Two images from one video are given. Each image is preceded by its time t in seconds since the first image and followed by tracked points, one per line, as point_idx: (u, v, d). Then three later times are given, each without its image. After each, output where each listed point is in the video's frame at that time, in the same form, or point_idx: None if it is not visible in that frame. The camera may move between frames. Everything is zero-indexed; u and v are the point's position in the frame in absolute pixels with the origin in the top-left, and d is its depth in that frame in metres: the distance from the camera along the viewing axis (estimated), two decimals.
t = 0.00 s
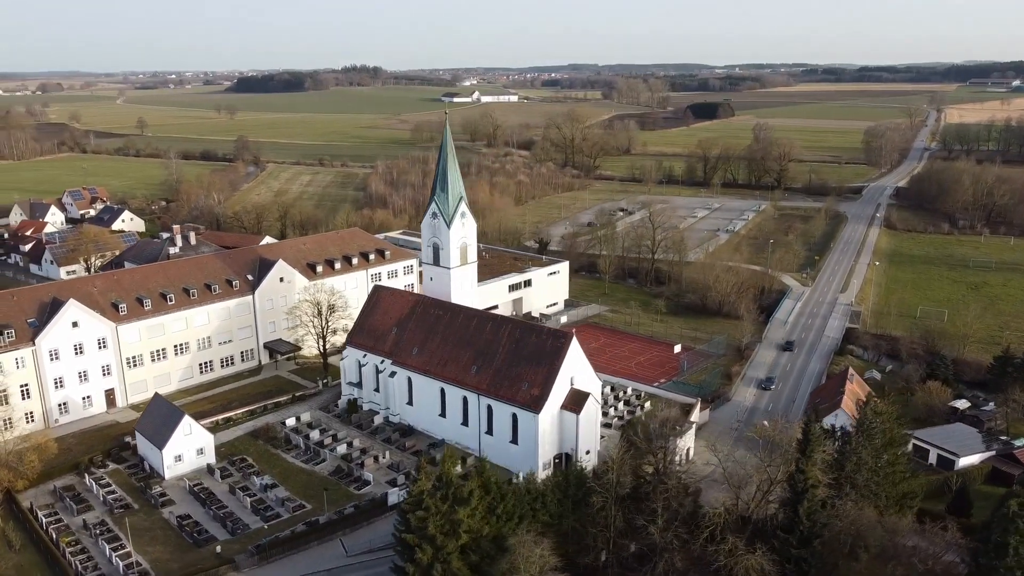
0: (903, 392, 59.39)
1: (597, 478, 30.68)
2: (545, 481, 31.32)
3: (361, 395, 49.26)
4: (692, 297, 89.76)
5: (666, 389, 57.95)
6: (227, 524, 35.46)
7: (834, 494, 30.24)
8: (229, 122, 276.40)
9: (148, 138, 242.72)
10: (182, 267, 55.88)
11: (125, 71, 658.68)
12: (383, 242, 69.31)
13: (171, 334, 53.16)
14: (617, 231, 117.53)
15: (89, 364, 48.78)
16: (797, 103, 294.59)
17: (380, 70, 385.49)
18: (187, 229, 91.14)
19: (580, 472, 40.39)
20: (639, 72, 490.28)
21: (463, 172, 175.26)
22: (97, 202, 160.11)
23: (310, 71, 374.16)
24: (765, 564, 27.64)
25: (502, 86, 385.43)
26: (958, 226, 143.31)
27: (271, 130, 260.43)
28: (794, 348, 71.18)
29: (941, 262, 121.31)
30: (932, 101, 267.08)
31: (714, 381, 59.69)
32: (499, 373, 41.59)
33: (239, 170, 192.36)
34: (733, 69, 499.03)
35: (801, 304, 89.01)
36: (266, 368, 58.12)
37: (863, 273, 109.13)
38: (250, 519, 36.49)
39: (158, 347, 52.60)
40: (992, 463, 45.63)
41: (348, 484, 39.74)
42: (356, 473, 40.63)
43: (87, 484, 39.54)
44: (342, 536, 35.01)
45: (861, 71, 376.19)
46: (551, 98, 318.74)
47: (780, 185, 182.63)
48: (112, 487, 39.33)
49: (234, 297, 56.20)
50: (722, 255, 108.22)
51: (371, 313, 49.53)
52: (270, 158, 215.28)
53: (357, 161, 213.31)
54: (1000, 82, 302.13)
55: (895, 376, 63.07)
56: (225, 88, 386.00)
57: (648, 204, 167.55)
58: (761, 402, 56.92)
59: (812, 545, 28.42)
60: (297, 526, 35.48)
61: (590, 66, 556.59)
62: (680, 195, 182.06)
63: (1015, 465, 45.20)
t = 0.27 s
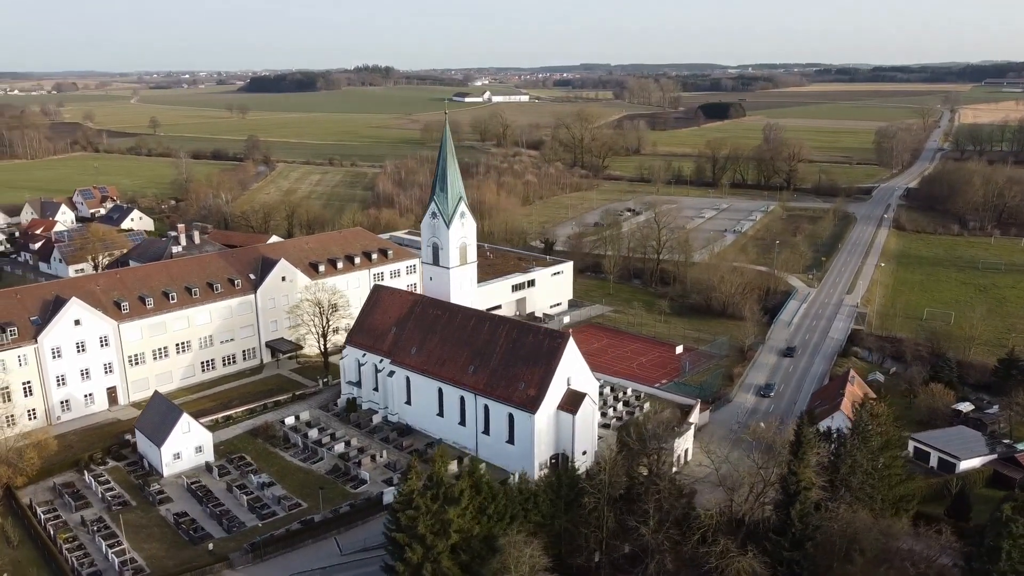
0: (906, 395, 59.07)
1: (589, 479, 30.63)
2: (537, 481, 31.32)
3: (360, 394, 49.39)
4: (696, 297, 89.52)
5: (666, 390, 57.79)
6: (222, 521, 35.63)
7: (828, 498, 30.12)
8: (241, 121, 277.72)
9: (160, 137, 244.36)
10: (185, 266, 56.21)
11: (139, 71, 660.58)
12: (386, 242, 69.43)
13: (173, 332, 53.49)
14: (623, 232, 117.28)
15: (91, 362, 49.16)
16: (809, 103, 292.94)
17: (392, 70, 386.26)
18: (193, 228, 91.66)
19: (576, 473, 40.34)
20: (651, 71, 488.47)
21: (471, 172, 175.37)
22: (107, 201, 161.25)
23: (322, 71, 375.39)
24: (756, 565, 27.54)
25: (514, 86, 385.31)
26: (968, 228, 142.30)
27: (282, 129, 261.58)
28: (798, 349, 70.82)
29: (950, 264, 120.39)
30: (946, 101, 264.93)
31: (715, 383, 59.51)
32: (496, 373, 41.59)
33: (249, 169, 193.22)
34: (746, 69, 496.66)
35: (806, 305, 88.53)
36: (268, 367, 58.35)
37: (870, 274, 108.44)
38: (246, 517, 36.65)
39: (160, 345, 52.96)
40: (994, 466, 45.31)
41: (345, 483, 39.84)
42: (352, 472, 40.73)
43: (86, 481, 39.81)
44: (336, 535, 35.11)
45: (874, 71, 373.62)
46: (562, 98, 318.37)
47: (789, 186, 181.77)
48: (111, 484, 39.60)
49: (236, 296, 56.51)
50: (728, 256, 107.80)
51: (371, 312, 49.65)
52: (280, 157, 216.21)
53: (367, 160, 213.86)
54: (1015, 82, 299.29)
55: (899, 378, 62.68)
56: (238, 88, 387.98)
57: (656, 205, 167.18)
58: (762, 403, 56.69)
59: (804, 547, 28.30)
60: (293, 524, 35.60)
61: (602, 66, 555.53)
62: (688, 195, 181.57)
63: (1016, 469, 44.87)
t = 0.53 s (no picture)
0: (909, 397, 58.69)
1: (581, 480, 30.61)
2: (529, 482, 31.33)
3: (359, 394, 49.53)
4: (700, 298, 89.22)
5: (666, 391, 57.60)
6: (219, 519, 35.84)
7: (821, 501, 30.00)
8: (252, 121, 278.96)
9: (171, 136, 245.82)
10: (188, 265, 56.57)
11: (153, 71, 663.75)
12: (388, 242, 69.56)
13: (175, 331, 53.84)
14: (629, 232, 117.04)
15: (93, 360, 49.53)
16: (822, 103, 291.10)
17: (404, 70, 386.82)
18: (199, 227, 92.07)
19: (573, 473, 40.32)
20: (663, 71, 486.61)
21: (479, 172, 175.38)
22: (117, 200, 162.29)
23: (334, 71, 376.32)
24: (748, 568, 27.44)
25: (526, 86, 384.93)
26: (979, 230, 141.16)
27: (293, 129, 262.51)
28: (801, 351, 70.46)
29: (960, 266, 119.40)
30: (961, 101, 262.57)
31: (716, 385, 59.30)
32: (493, 373, 41.62)
33: (259, 168, 194.09)
34: (759, 68, 493.93)
35: (812, 306, 88.07)
36: (270, 366, 58.59)
37: (877, 276, 107.70)
38: (243, 515, 36.86)
39: (163, 344, 53.33)
40: (996, 470, 44.98)
41: (342, 482, 40.00)
42: (350, 470, 40.87)
43: (86, 479, 40.14)
44: (331, 533, 35.24)
45: (889, 71, 370.71)
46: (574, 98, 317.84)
47: (799, 186, 180.77)
48: (111, 481, 39.90)
49: (238, 295, 56.83)
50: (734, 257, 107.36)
51: (371, 312, 49.79)
52: (291, 157, 217.02)
53: (376, 160, 214.27)
54: None
55: (903, 380, 62.29)
56: (251, 87, 389.69)
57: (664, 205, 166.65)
58: (764, 405, 56.45)
59: (796, 550, 28.20)
60: (289, 522, 35.77)
61: (614, 66, 554.17)
62: (697, 196, 180.94)
63: (1018, 473, 44.47)
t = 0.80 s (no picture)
0: (912, 399, 58.32)
1: (572, 481, 30.58)
2: (521, 482, 31.31)
3: (358, 393, 49.69)
4: (705, 299, 88.92)
5: (667, 392, 57.44)
6: (214, 517, 36.02)
7: (814, 503, 29.84)
8: (263, 121, 280.19)
9: (183, 136, 247.41)
10: (190, 264, 56.91)
11: (167, 71, 667.52)
12: (391, 242, 69.69)
13: (176, 329, 54.17)
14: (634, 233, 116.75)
15: (95, 358, 49.89)
16: (835, 103, 289.45)
17: (415, 70, 387.66)
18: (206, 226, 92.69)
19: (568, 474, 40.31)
20: (675, 71, 484.92)
21: (487, 172, 175.50)
22: (127, 199, 163.32)
23: (346, 70, 377.23)
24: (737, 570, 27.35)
25: (537, 86, 384.56)
26: (989, 232, 140.07)
27: (304, 129, 263.53)
28: (805, 353, 70.07)
29: (969, 268, 118.47)
30: (975, 102, 260.44)
31: (717, 386, 59.20)
32: (490, 373, 41.67)
33: (269, 168, 194.93)
34: (772, 68, 491.48)
35: (816, 308, 87.62)
36: (271, 365, 58.85)
37: (884, 276, 106.98)
38: (239, 513, 37.04)
39: (165, 342, 53.69)
40: (996, 473, 44.64)
41: (339, 481, 40.12)
42: (347, 470, 40.99)
43: (85, 475, 40.42)
44: (327, 532, 35.37)
45: (903, 71, 368.06)
46: (585, 98, 317.50)
47: (808, 187, 179.91)
48: (109, 478, 40.17)
49: (240, 294, 57.11)
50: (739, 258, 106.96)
51: (370, 312, 49.92)
52: (300, 156, 218.04)
53: (386, 160, 214.78)
54: None
55: (906, 383, 61.92)
56: (263, 87, 391.48)
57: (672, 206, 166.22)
58: (765, 406, 56.21)
59: (788, 553, 28.08)
60: (284, 520, 35.91)
61: (626, 66, 553.13)
62: (706, 197, 180.46)
63: (1020, 477, 44.08)
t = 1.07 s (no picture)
0: (915, 402, 57.93)
1: (565, 482, 30.56)
2: (514, 482, 31.32)
3: (358, 392, 49.83)
4: (709, 300, 88.61)
5: (667, 393, 57.30)
6: (211, 515, 36.22)
7: (807, 505, 29.78)
8: (274, 121, 281.38)
9: (194, 135, 248.90)
10: (193, 263, 57.25)
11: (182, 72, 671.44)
12: (394, 241, 69.84)
13: (178, 328, 54.54)
14: (640, 233, 116.45)
15: (97, 356, 50.29)
16: (847, 104, 287.62)
17: (427, 70, 388.01)
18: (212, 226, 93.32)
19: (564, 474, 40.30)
20: (687, 71, 483.00)
21: (496, 172, 175.51)
22: (137, 198, 164.34)
23: (357, 70, 378.16)
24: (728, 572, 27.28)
25: (548, 86, 384.15)
26: (1000, 233, 138.85)
27: (315, 129, 264.49)
28: (808, 354, 69.69)
29: (979, 269, 117.47)
30: (989, 103, 258.15)
31: (718, 388, 59.00)
32: (487, 373, 41.69)
33: (278, 168, 195.74)
34: (784, 67, 488.72)
35: (821, 309, 87.12)
36: (273, 364, 59.12)
37: (892, 278, 106.23)
38: (235, 511, 37.23)
39: (167, 340, 54.05)
40: (998, 477, 44.31)
41: (335, 480, 40.25)
42: (344, 469, 41.11)
43: (85, 472, 40.75)
44: (321, 531, 35.48)
45: (918, 71, 365.21)
46: (597, 98, 317.02)
47: (818, 188, 178.94)
48: (108, 476, 40.47)
49: (242, 293, 57.40)
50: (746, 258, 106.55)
51: (370, 311, 50.04)
52: (310, 156, 218.86)
53: (395, 160, 215.23)
54: None
55: (909, 385, 61.50)
56: (276, 87, 393.05)
57: (681, 206, 165.79)
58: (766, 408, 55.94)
59: (780, 555, 27.98)
60: (280, 518, 36.07)
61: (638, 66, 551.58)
62: (714, 197, 179.88)
63: (1021, 481, 43.74)
